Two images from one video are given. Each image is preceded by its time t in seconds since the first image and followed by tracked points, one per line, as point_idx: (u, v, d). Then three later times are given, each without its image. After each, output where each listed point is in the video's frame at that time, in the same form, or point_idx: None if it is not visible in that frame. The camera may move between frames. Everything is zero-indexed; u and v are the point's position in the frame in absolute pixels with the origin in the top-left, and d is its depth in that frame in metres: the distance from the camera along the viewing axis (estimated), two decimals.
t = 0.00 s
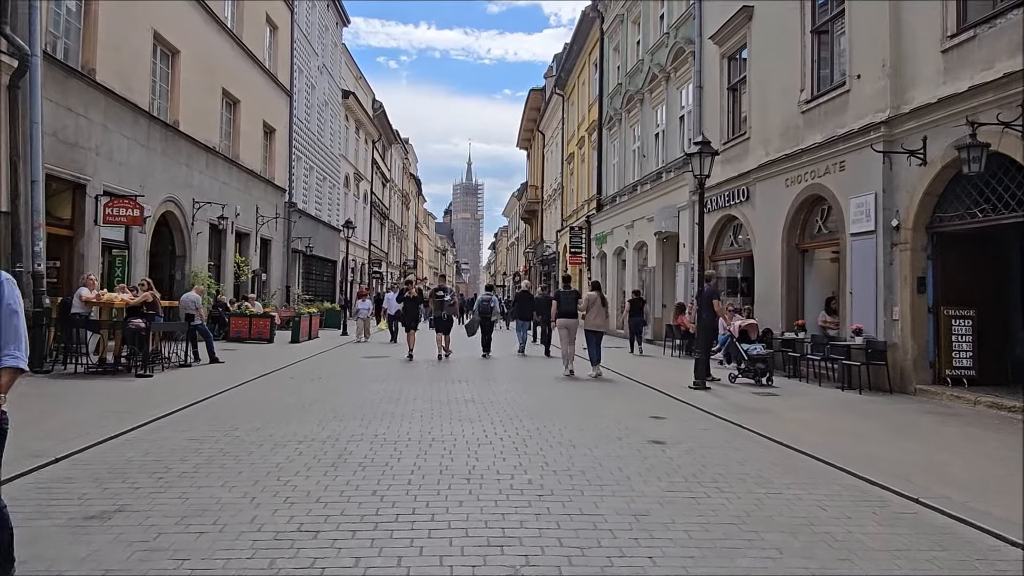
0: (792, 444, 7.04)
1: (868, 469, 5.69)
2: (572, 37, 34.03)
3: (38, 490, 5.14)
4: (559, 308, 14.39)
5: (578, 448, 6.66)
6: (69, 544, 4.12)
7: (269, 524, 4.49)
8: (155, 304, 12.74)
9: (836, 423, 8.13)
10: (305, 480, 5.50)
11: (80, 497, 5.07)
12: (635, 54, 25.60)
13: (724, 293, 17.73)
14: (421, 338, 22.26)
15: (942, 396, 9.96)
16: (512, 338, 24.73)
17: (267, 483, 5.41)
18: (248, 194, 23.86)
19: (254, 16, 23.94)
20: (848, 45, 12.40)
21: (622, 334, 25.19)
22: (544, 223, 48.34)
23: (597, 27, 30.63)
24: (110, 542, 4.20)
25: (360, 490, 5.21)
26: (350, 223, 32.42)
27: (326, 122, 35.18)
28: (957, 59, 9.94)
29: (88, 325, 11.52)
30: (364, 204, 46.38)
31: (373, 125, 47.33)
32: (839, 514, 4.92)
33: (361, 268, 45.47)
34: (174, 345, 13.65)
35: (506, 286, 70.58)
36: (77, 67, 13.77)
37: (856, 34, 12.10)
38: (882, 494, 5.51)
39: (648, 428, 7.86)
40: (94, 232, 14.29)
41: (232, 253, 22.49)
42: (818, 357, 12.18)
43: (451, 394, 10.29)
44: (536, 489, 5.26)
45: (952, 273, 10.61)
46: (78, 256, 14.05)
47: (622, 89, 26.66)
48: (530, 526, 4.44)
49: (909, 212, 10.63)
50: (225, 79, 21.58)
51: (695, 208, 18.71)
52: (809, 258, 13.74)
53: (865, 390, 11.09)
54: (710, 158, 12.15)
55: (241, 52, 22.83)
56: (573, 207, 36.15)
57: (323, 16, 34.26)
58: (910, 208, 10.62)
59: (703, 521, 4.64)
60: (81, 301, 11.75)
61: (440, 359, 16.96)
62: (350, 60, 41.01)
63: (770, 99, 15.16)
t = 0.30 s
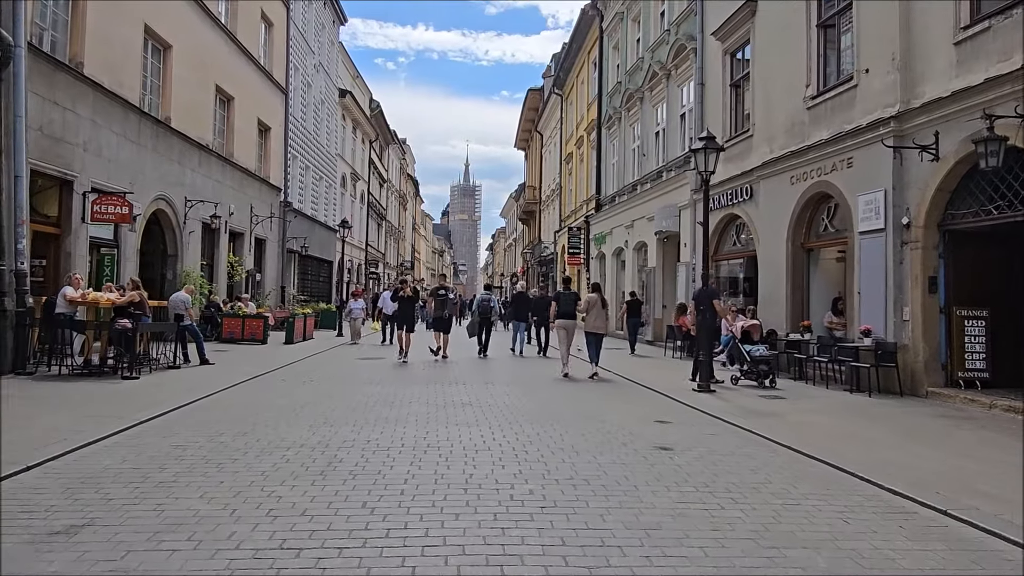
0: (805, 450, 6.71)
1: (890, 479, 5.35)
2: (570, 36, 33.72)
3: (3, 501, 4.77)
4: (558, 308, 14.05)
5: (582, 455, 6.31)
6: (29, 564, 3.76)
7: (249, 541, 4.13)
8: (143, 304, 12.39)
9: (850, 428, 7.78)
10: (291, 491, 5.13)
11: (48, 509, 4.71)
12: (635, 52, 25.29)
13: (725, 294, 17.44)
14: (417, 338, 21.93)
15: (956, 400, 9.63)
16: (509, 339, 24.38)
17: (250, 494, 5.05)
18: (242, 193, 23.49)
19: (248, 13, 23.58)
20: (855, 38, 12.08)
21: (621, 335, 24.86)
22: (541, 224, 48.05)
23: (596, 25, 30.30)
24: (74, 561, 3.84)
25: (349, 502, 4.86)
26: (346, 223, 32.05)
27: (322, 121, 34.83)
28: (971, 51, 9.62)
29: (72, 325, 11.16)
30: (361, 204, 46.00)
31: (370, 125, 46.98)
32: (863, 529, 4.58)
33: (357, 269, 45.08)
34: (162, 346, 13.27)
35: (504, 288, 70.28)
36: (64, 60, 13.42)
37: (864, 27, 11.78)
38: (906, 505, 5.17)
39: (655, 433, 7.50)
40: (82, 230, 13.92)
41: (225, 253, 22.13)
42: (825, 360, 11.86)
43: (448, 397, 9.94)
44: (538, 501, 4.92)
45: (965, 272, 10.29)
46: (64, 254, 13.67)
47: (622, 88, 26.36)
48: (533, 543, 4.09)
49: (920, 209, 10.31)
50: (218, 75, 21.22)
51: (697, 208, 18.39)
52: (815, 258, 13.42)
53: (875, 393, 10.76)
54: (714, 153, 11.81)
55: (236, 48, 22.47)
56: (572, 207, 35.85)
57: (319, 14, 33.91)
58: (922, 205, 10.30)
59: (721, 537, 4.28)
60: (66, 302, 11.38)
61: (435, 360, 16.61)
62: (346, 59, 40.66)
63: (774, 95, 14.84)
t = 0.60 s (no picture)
0: (824, 462, 6.35)
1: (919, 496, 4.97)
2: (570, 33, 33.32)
3: None
4: (559, 308, 13.69)
5: (589, 468, 5.94)
6: None
7: (227, 569, 3.75)
8: (129, 304, 11.98)
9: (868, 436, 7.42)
10: (276, 509, 4.75)
11: (11, 530, 4.33)
12: (636, 48, 24.91)
13: (728, 294, 17.09)
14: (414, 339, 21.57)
15: (974, 405, 9.26)
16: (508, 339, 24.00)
17: (232, 513, 4.66)
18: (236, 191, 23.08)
19: (243, 7, 23.17)
20: (866, 31, 11.72)
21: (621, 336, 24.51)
22: (540, 224, 47.67)
23: (597, 21, 29.90)
24: None
25: (339, 522, 4.48)
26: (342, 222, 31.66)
27: (319, 118, 34.42)
28: (989, 43, 9.25)
29: (56, 327, 10.78)
30: (359, 203, 45.60)
31: (367, 123, 46.60)
32: (897, 554, 4.20)
33: (354, 268, 44.67)
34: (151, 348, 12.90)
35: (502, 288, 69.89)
36: (50, 52, 13.02)
37: (875, 20, 11.41)
38: (940, 526, 4.79)
39: (664, 442, 7.12)
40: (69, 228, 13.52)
41: (219, 252, 21.73)
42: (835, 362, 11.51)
43: (447, 402, 9.56)
44: (543, 520, 4.54)
45: (982, 273, 9.94)
46: (51, 252, 13.28)
47: (623, 85, 25.99)
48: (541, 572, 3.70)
49: (936, 207, 9.95)
50: (212, 70, 20.81)
51: (701, 206, 18.02)
52: (824, 257, 13.06)
53: (888, 397, 10.40)
54: (721, 149, 11.43)
55: (230, 44, 22.07)
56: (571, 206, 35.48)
57: (316, 10, 33.49)
58: (938, 203, 9.93)
59: (745, 565, 3.90)
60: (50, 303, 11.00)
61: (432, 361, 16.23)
62: (344, 55, 40.25)
63: (780, 91, 14.47)
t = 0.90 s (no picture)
0: (844, 469, 5.99)
1: (953, 507, 4.62)
2: (568, 31, 32.98)
3: None
4: (559, 308, 13.35)
5: (596, 476, 5.59)
6: None
7: None
8: (115, 304, 11.57)
9: (886, 441, 7.09)
10: (261, 523, 4.38)
11: None
12: (636, 45, 24.58)
13: (731, 294, 16.77)
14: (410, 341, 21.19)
15: (990, 408, 8.95)
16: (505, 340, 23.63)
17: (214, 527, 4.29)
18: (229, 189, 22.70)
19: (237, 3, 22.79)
20: (875, 23, 11.40)
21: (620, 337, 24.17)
22: (537, 224, 47.34)
23: (595, 19, 29.57)
24: None
25: (329, 538, 4.11)
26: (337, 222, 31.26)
27: (314, 117, 34.02)
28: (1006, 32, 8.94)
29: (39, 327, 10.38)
30: (354, 203, 45.22)
31: (363, 122, 46.20)
32: (938, 572, 3.84)
33: (350, 269, 44.26)
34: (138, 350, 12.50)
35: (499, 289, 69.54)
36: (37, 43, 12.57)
37: (885, 11, 11.09)
38: (979, 541, 4.43)
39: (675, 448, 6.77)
40: (55, 225, 13.14)
41: (211, 252, 21.35)
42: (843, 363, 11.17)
43: (444, 406, 9.19)
44: (550, 535, 4.18)
45: (997, 271, 9.62)
46: (35, 250, 12.89)
47: (622, 82, 25.65)
48: None
49: (950, 203, 9.62)
50: (204, 66, 20.42)
51: (703, 205, 17.68)
52: (831, 255, 12.74)
53: (900, 400, 10.08)
54: (727, 143, 11.09)
55: (223, 39, 21.69)
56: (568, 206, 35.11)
57: (311, 7, 33.10)
58: (952, 198, 9.61)
59: None
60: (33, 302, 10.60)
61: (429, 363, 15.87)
62: (340, 54, 39.85)
63: (785, 86, 14.15)
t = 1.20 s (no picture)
0: (863, 487, 5.67)
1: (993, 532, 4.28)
2: (564, 30, 32.63)
3: None
4: (557, 312, 13.01)
5: (604, 495, 5.25)
6: None
7: None
8: (98, 308, 11.16)
9: (902, 453, 6.78)
10: (244, 553, 4.01)
11: None
12: (633, 44, 24.27)
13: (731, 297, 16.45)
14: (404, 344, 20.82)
15: (1005, 417, 8.66)
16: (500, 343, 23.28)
17: (190, 560, 3.92)
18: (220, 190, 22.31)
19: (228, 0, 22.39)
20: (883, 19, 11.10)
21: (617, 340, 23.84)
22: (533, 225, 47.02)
23: (592, 18, 29.25)
24: None
25: (317, 572, 3.75)
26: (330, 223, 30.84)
27: (307, 117, 33.61)
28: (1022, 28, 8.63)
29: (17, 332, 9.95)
30: (348, 204, 44.81)
31: (357, 122, 45.79)
32: None
33: (344, 270, 43.84)
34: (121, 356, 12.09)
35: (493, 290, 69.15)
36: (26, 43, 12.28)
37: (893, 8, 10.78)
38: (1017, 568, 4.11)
39: (683, 462, 6.44)
40: (37, 226, 12.75)
41: (201, 254, 20.95)
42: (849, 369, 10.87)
43: (440, 415, 8.84)
44: (559, 566, 3.84)
45: (1010, 275, 9.34)
46: (17, 252, 12.50)
47: (619, 82, 25.31)
48: None
49: (963, 204, 9.33)
50: (195, 64, 20.03)
51: (703, 206, 17.36)
52: (836, 258, 12.44)
53: (910, 407, 9.78)
54: (732, 143, 10.77)
55: (215, 37, 21.31)
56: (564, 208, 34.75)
57: (304, 5, 32.69)
58: (965, 200, 9.31)
59: None
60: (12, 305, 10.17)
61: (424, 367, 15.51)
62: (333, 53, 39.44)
63: (788, 85, 13.84)
